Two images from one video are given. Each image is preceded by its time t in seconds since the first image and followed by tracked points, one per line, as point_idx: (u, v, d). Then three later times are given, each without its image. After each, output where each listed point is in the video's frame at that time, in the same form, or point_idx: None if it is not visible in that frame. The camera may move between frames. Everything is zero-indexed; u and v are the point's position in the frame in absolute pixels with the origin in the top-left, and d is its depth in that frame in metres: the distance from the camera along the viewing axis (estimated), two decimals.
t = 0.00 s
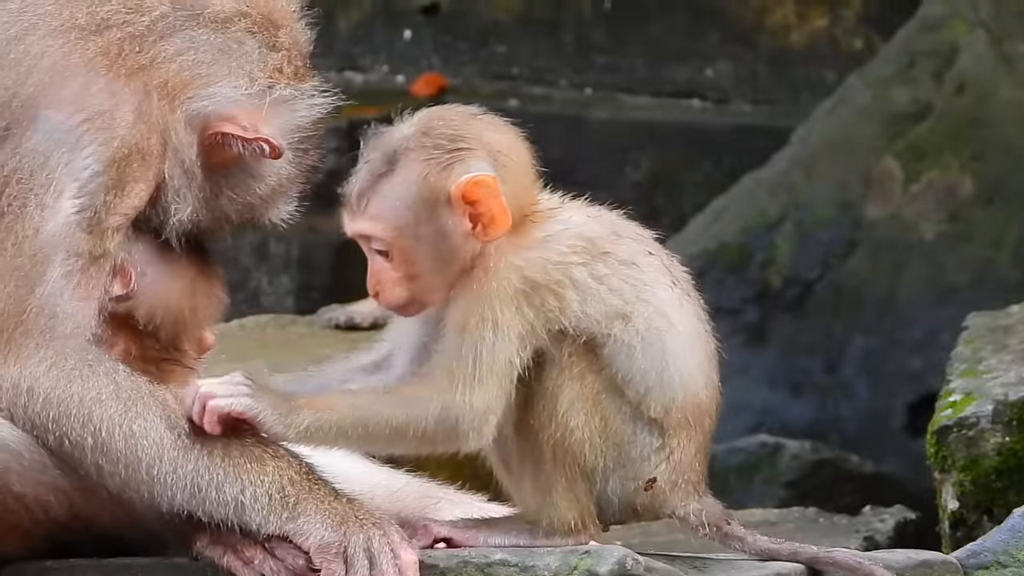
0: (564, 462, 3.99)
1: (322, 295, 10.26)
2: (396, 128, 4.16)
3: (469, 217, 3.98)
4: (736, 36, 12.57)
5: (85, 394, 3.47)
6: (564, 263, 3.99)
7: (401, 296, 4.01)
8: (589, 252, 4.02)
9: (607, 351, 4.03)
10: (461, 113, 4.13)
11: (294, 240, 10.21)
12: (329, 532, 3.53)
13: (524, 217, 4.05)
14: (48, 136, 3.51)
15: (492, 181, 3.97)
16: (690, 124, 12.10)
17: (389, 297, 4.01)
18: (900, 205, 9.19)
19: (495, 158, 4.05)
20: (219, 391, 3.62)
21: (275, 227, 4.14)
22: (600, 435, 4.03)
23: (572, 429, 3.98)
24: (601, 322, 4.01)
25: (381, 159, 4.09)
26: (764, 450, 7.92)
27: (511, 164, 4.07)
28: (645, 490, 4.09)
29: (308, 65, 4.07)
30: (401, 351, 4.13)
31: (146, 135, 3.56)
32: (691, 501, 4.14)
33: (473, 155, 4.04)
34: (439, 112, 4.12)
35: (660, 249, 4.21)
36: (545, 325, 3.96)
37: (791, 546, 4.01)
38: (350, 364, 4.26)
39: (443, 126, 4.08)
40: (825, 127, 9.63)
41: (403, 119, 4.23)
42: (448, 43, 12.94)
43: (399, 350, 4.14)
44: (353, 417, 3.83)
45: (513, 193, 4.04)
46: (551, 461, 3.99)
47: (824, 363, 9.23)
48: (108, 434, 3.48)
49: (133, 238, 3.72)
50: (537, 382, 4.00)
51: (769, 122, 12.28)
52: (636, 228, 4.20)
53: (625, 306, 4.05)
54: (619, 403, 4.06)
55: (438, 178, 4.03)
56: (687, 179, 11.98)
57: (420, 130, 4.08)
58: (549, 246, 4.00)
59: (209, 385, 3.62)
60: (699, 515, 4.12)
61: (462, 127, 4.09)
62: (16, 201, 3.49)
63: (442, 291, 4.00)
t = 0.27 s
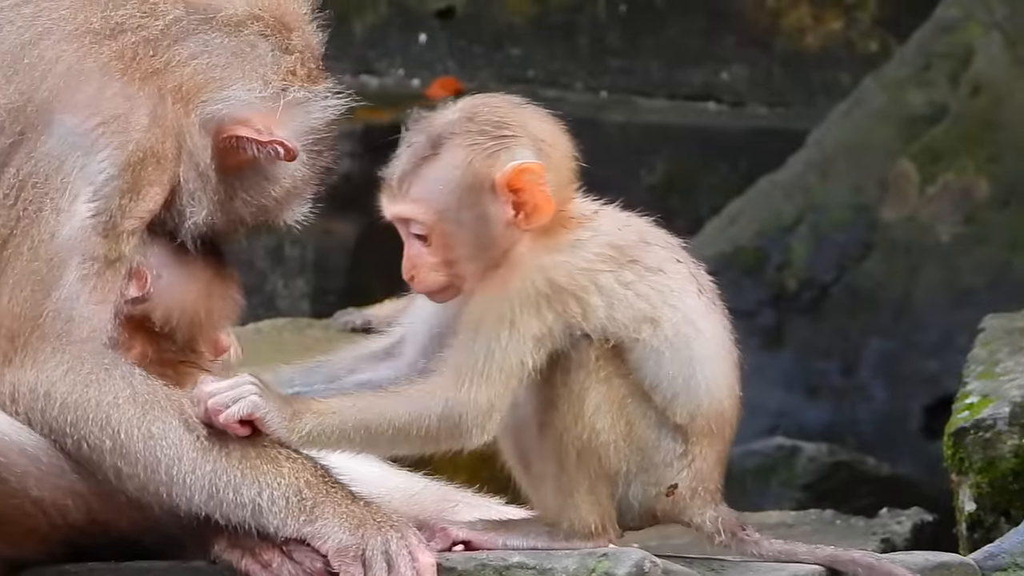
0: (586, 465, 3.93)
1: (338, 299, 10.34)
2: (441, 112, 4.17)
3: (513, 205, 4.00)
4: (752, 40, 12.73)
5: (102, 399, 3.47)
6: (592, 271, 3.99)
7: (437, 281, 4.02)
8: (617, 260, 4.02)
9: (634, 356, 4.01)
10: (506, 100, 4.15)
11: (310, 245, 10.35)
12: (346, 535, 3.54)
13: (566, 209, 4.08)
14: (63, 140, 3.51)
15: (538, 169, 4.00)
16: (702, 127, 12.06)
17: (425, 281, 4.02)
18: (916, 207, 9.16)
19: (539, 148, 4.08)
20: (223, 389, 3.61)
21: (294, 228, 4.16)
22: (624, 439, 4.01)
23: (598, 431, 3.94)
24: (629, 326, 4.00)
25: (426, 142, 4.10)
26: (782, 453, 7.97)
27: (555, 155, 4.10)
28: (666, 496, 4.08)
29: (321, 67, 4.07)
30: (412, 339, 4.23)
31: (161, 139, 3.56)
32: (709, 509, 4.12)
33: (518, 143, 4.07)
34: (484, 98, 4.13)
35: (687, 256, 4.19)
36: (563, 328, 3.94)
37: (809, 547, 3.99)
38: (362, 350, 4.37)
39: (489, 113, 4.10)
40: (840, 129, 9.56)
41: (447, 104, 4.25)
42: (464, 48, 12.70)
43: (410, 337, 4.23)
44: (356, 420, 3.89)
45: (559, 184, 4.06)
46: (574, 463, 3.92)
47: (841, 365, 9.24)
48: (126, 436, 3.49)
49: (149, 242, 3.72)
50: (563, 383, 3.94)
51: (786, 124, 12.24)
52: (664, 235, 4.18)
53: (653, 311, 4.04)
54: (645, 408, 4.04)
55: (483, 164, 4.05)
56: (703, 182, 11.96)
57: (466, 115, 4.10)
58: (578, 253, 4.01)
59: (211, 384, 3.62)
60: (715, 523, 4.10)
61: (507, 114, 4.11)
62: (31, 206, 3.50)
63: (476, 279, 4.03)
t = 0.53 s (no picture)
0: (613, 468, 3.89)
1: (362, 299, 10.38)
2: (485, 107, 4.09)
3: (555, 205, 3.92)
4: (776, 41, 12.61)
5: (127, 400, 3.47)
6: (626, 277, 3.92)
7: (474, 276, 3.93)
8: (650, 267, 3.95)
9: (665, 362, 3.96)
10: (551, 99, 4.07)
11: (335, 244, 10.39)
12: (371, 537, 3.53)
13: (607, 210, 4.00)
14: (89, 142, 3.51)
15: (583, 168, 3.92)
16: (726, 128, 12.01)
17: (462, 275, 3.93)
18: (940, 209, 9.13)
19: (583, 148, 4.00)
20: (237, 399, 3.57)
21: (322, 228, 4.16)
22: (653, 442, 3.97)
23: (627, 434, 3.90)
24: (662, 332, 3.94)
25: (469, 136, 4.02)
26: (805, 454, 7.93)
27: (599, 157, 4.02)
28: (693, 500, 4.04)
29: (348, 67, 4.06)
30: (443, 339, 4.16)
31: (187, 140, 3.56)
32: (733, 514, 4.09)
33: (563, 143, 3.98)
34: (529, 96, 4.05)
35: (719, 262, 4.13)
36: (595, 335, 3.88)
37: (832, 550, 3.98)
38: (394, 351, 4.31)
39: (534, 110, 4.02)
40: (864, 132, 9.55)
41: (491, 99, 4.16)
42: (487, 48, 12.65)
43: (441, 337, 4.16)
44: (371, 422, 3.76)
45: (602, 185, 3.99)
46: (602, 466, 3.89)
47: (864, 367, 9.19)
48: (151, 437, 3.49)
49: (175, 243, 3.72)
50: (593, 386, 3.90)
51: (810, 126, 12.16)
52: (696, 241, 4.12)
53: (686, 318, 3.98)
54: (674, 412, 3.99)
55: (527, 161, 3.97)
56: (727, 184, 11.95)
57: (512, 111, 4.02)
58: (613, 260, 3.93)
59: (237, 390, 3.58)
60: (739, 527, 4.08)
61: (552, 113, 4.02)
62: (58, 207, 3.50)
63: (512, 277, 3.94)
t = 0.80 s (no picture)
0: (647, 470, 3.84)
1: (395, 301, 10.41)
2: (523, 108, 4.07)
3: (591, 208, 3.89)
4: (811, 44, 12.65)
5: (164, 401, 3.47)
6: (661, 279, 3.87)
7: (507, 277, 3.92)
8: (686, 268, 3.90)
9: (700, 365, 3.89)
10: (589, 102, 4.04)
11: (368, 246, 10.43)
12: (409, 538, 3.52)
13: (642, 213, 3.96)
14: (126, 142, 3.52)
15: (619, 172, 3.89)
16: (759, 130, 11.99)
17: (496, 275, 3.92)
18: (975, 212, 9.06)
19: (621, 152, 3.97)
20: (275, 402, 3.60)
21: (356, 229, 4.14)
22: (687, 445, 3.91)
23: (662, 437, 3.84)
24: (697, 336, 3.88)
25: (505, 138, 4.00)
26: (839, 456, 7.85)
27: (636, 160, 3.99)
28: (727, 502, 3.98)
29: (385, 69, 4.06)
30: (483, 343, 4.14)
31: (224, 141, 3.57)
32: (767, 517, 4.04)
33: (599, 146, 3.95)
34: (568, 97, 4.03)
35: (754, 265, 4.08)
36: (631, 338, 3.82)
37: (868, 552, 3.97)
38: (434, 356, 4.27)
39: (571, 113, 3.99)
40: (898, 134, 9.57)
41: (528, 100, 4.15)
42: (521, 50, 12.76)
43: (481, 341, 4.15)
44: (415, 429, 3.71)
45: (639, 189, 3.96)
46: (636, 467, 3.84)
47: (898, 369, 9.14)
48: (189, 437, 3.48)
49: (212, 245, 3.73)
50: (628, 388, 3.85)
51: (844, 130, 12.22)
52: (733, 244, 4.07)
53: (720, 321, 3.91)
54: (708, 415, 3.93)
55: (563, 164, 3.95)
56: (760, 187, 11.77)
57: (549, 114, 3.99)
58: (649, 262, 3.88)
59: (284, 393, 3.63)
60: (774, 530, 4.03)
61: (589, 115, 3.99)
62: (94, 208, 3.50)
63: (546, 279, 3.92)
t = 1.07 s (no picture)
0: (682, 472, 3.81)
1: (429, 304, 10.44)
2: (554, 112, 4.05)
3: (622, 210, 3.85)
4: (845, 47, 12.71)
5: (199, 405, 3.47)
6: (696, 280, 3.84)
7: (537, 281, 3.88)
8: (720, 269, 3.87)
9: (734, 366, 3.87)
10: (620, 104, 4.01)
11: (402, 248, 10.46)
12: (444, 541, 3.51)
13: (675, 214, 3.94)
14: (160, 145, 3.50)
15: (649, 175, 3.85)
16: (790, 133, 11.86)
17: (527, 279, 3.88)
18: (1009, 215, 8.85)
19: (651, 154, 3.92)
20: (318, 409, 3.55)
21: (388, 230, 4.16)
22: (721, 448, 3.87)
23: (696, 440, 3.82)
24: (730, 337, 3.85)
25: (537, 141, 3.97)
26: (874, 460, 7.89)
27: (667, 163, 3.95)
28: (761, 506, 3.95)
29: (420, 70, 4.07)
30: (520, 348, 4.14)
31: (259, 143, 3.56)
32: (802, 520, 4.02)
33: (630, 148, 3.91)
34: (599, 100, 3.99)
35: (787, 268, 4.06)
36: (666, 340, 3.80)
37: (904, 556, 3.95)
38: (471, 361, 4.27)
39: (602, 115, 3.95)
40: (932, 137, 9.43)
41: (560, 104, 4.13)
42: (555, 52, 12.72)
43: (519, 346, 4.14)
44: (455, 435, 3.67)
45: (671, 191, 3.92)
46: (670, 471, 3.82)
47: (932, 372, 9.13)
48: (222, 443, 3.48)
49: (246, 247, 3.72)
50: (662, 392, 3.83)
51: (878, 132, 12.16)
52: (766, 247, 4.04)
53: (754, 323, 3.89)
54: (743, 418, 3.90)
55: (593, 166, 3.90)
56: (795, 189, 11.68)
57: (580, 116, 3.96)
58: (683, 263, 3.86)
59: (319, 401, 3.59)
60: (809, 533, 4.00)
61: (620, 118, 3.96)
62: (129, 210, 3.49)
63: (577, 282, 3.88)
